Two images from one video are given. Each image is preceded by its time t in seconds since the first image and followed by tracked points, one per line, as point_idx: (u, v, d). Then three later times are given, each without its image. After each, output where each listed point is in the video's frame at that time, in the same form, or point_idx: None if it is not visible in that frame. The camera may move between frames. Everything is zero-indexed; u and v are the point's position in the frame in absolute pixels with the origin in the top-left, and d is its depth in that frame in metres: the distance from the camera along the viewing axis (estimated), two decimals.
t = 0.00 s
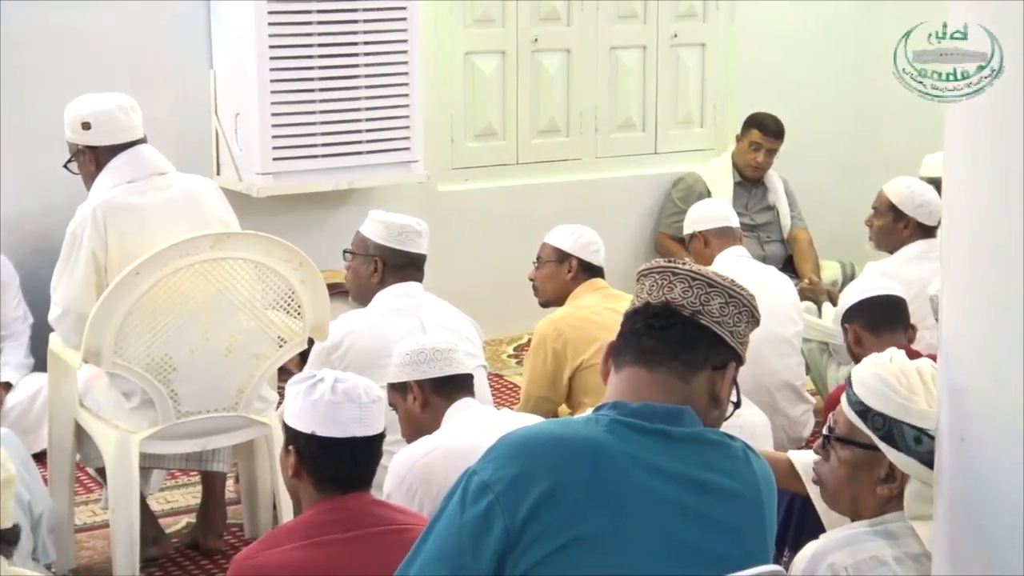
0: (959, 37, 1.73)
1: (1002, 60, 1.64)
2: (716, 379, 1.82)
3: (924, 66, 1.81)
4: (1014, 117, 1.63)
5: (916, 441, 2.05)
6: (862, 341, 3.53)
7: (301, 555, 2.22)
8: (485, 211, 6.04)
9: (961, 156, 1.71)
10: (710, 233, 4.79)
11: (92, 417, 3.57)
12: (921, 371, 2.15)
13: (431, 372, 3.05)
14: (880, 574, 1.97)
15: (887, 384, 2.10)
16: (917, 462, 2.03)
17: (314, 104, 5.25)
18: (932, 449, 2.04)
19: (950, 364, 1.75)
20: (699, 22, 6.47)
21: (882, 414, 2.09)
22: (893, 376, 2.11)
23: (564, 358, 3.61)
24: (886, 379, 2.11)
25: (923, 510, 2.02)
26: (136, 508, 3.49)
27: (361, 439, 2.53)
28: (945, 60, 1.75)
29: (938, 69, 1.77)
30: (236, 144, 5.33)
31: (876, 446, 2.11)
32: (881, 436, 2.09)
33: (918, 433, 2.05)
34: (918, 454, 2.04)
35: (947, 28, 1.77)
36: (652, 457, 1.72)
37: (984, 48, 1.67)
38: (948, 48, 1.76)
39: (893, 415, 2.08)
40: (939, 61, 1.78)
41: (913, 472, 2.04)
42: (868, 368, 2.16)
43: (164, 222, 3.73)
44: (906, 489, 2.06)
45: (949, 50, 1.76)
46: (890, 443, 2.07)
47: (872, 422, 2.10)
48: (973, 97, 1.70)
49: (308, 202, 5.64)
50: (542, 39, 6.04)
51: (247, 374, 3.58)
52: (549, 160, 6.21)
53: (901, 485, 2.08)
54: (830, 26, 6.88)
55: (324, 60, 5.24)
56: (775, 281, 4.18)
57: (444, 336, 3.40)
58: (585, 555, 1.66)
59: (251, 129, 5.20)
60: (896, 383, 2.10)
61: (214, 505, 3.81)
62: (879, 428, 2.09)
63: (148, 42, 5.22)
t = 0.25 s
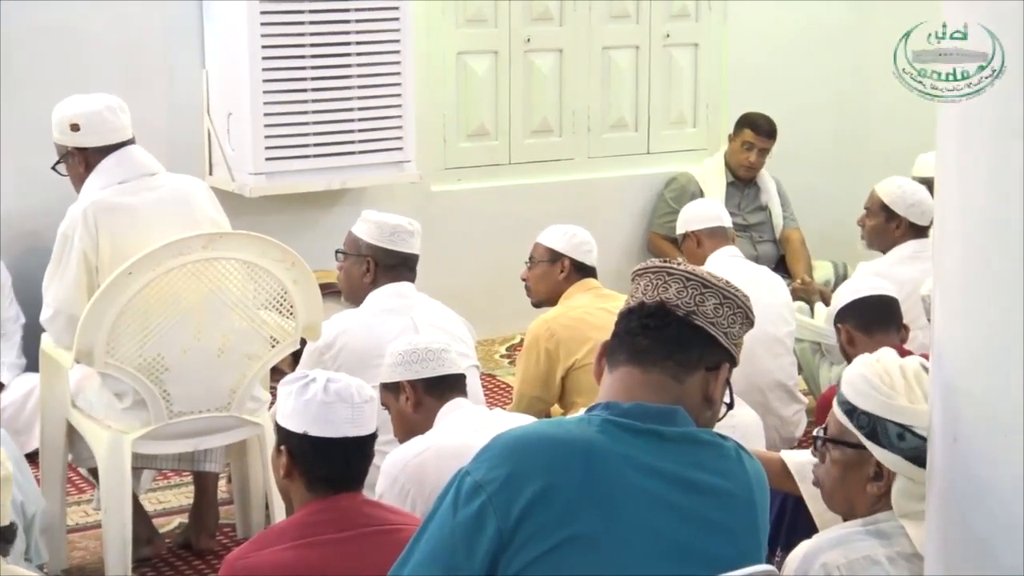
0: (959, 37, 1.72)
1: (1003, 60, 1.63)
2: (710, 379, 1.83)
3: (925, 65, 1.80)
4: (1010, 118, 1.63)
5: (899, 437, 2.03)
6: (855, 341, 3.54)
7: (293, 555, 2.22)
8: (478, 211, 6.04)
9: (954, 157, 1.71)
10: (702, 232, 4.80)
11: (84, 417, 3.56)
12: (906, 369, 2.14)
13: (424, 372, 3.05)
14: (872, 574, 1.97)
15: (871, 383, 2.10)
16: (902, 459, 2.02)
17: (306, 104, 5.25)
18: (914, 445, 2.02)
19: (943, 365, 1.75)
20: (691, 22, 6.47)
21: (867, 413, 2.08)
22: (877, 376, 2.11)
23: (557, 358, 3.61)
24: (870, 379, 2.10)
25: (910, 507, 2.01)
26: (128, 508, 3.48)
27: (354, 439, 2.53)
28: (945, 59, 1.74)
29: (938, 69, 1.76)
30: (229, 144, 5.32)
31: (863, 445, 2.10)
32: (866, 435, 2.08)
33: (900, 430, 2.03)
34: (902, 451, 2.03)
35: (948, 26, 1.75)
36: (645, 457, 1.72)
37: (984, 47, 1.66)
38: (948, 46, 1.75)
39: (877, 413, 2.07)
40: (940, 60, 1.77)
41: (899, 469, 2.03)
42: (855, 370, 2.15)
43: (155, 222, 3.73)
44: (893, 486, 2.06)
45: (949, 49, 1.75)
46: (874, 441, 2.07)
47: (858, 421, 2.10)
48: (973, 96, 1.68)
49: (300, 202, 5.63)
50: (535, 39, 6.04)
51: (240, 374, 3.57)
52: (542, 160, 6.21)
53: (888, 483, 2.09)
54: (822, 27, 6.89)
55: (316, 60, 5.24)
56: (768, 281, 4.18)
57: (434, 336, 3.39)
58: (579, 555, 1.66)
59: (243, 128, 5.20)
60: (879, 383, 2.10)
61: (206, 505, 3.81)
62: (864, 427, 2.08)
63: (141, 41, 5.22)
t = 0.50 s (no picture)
0: (959, 37, 1.69)
1: (1004, 60, 1.61)
2: (694, 379, 1.83)
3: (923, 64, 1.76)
4: (995, 118, 1.63)
5: (875, 434, 2.04)
6: (840, 339, 3.54)
7: (277, 557, 2.22)
8: (462, 212, 6.04)
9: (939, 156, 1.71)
10: (687, 232, 4.80)
11: (69, 421, 3.55)
12: (883, 364, 2.12)
13: (408, 373, 3.05)
14: (856, 571, 1.98)
15: (847, 379, 2.09)
16: (878, 455, 2.03)
17: (289, 105, 5.24)
18: (890, 441, 2.02)
19: (927, 365, 1.76)
20: (675, 22, 6.48)
21: (844, 409, 2.08)
22: (853, 372, 2.10)
23: (541, 358, 3.61)
24: (846, 375, 2.10)
25: (887, 503, 2.01)
26: (112, 511, 3.47)
27: (337, 441, 2.52)
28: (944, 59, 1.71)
29: (940, 68, 1.73)
30: (212, 146, 5.30)
31: (842, 442, 2.10)
32: (844, 431, 2.08)
33: (875, 425, 2.04)
34: (879, 447, 2.03)
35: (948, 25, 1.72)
36: (630, 457, 1.72)
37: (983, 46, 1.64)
38: (951, 46, 1.71)
39: (852, 409, 2.06)
40: (942, 59, 1.73)
41: (875, 465, 2.03)
42: (834, 366, 2.15)
43: (138, 225, 3.71)
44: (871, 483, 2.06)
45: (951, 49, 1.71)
46: (851, 437, 2.07)
47: (836, 418, 2.09)
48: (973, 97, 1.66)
49: (284, 203, 5.62)
50: (518, 39, 6.04)
51: (224, 376, 3.56)
52: (526, 160, 6.20)
53: (866, 479, 2.08)
54: (805, 26, 6.90)
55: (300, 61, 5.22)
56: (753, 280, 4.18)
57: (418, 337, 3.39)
58: (562, 555, 1.66)
59: (227, 129, 5.18)
60: (855, 378, 2.09)
61: (191, 507, 3.80)
62: (841, 423, 2.08)
63: (123, 43, 5.20)
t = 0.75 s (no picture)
0: (956, 37, 1.65)
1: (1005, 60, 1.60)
2: (662, 381, 1.84)
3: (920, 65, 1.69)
4: (959, 119, 1.64)
5: (839, 433, 2.05)
6: (804, 337, 3.57)
7: (240, 560, 2.21)
8: (426, 212, 6.03)
9: (902, 156, 1.72)
10: (650, 232, 4.81)
11: (30, 424, 3.52)
12: (848, 363, 2.14)
13: (372, 373, 3.04)
14: (820, 569, 1.97)
15: (812, 379, 2.10)
16: (840, 454, 2.04)
17: (252, 105, 5.21)
18: (853, 441, 2.04)
19: (889, 364, 1.77)
20: (638, 22, 6.50)
21: (808, 407, 2.09)
22: (819, 371, 2.12)
23: (506, 359, 3.61)
24: (812, 374, 2.11)
25: (849, 502, 2.03)
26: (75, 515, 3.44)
27: (302, 443, 2.51)
28: (939, 59, 1.67)
29: (942, 69, 1.66)
30: (175, 146, 5.27)
31: (804, 440, 2.12)
32: (808, 429, 2.09)
33: (838, 425, 2.05)
34: (841, 447, 2.04)
35: (946, 24, 1.66)
36: (594, 457, 1.72)
37: (973, 45, 1.63)
38: (952, 47, 1.65)
39: (817, 407, 2.07)
40: (942, 59, 1.67)
41: (837, 464, 2.05)
42: (800, 365, 2.16)
43: (100, 227, 3.69)
44: (833, 480, 2.08)
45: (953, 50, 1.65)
46: (815, 435, 2.07)
47: (800, 416, 2.10)
48: (970, 98, 1.63)
49: (247, 204, 5.59)
50: (481, 40, 6.04)
51: (187, 378, 3.54)
52: (489, 160, 6.20)
53: (829, 476, 2.10)
54: (767, 26, 6.93)
55: (262, 62, 5.20)
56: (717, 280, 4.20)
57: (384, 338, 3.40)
58: (528, 555, 1.66)
59: (189, 129, 5.16)
60: (820, 377, 2.10)
61: (154, 510, 3.77)
62: (806, 421, 2.09)
63: (84, 43, 5.17)
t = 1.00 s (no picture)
0: (954, 36, 1.63)
1: (1000, 61, 1.60)
2: (642, 386, 1.86)
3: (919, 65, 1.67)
4: (938, 121, 1.65)
5: (816, 437, 2.05)
6: (784, 337, 3.56)
7: (219, 561, 2.21)
8: (406, 212, 6.03)
9: (880, 158, 1.73)
10: (630, 232, 4.82)
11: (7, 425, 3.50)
12: (826, 365, 2.15)
13: (352, 374, 3.03)
14: (799, 568, 1.98)
15: (790, 382, 2.11)
16: (818, 458, 2.05)
17: (231, 105, 5.20)
18: (829, 445, 2.04)
19: (868, 365, 1.78)
20: (616, 22, 6.51)
21: (785, 410, 2.10)
22: (796, 374, 2.12)
23: (485, 359, 3.61)
24: (790, 378, 2.11)
25: (829, 505, 2.03)
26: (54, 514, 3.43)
27: (281, 444, 2.51)
28: (937, 59, 1.65)
29: (942, 69, 1.64)
30: (153, 146, 5.25)
31: (781, 441, 2.13)
32: (785, 431, 2.10)
33: (816, 429, 2.05)
34: (818, 450, 2.05)
35: (946, 24, 1.64)
36: (575, 457, 1.72)
37: (946, 48, 1.64)
38: (951, 47, 1.64)
39: (794, 411, 2.08)
40: (942, 59, 1.64)
41: (814, 466, 2.05)
42: (778, 367, 2.17)
43: (78, 226, 3.67)
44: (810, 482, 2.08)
45: (953, 50, 1.64)
46: (792, 438, 2.08)
47: (777, 419, 2.11)
48: (952, 103, 1.63)
49: (226, 204, 5.58)
50: (460, 40, 6.04)
51: (166, 378, 3.53)
52: (469, 160, 6.20)
53: (807, 479, 2.11)
54: (745, 27, 6.95)
55: (241, 61, 5.19)
56: (696, 280, 4.21)
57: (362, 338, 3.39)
58: (509, 556, 1.66)
59: (167, 129, 5.14)
60: (797, 380, 2.11)
61: (133, 511, 3.76)
62: (783, 424, 2.10)
63: (61, 42, 5.15)
